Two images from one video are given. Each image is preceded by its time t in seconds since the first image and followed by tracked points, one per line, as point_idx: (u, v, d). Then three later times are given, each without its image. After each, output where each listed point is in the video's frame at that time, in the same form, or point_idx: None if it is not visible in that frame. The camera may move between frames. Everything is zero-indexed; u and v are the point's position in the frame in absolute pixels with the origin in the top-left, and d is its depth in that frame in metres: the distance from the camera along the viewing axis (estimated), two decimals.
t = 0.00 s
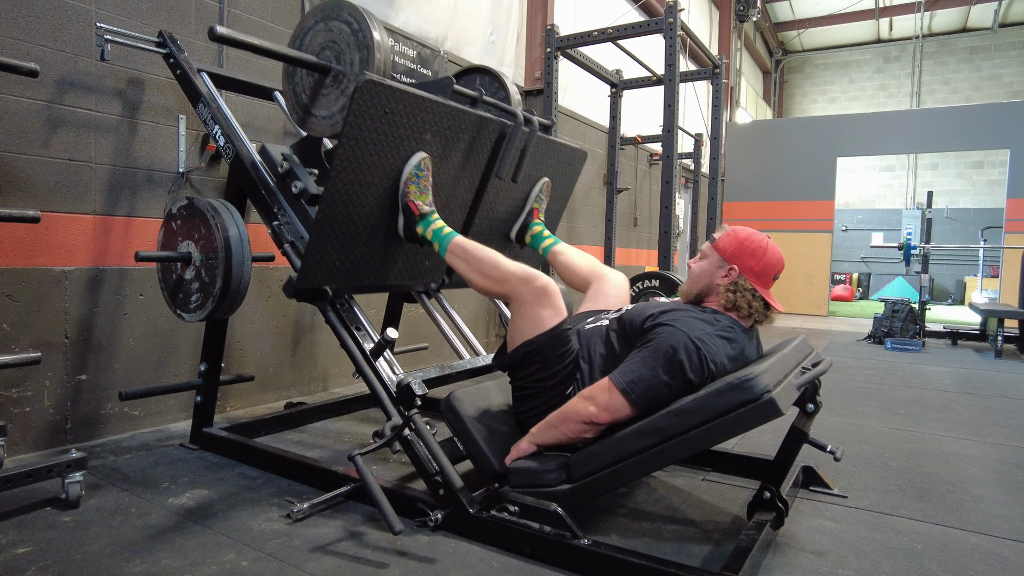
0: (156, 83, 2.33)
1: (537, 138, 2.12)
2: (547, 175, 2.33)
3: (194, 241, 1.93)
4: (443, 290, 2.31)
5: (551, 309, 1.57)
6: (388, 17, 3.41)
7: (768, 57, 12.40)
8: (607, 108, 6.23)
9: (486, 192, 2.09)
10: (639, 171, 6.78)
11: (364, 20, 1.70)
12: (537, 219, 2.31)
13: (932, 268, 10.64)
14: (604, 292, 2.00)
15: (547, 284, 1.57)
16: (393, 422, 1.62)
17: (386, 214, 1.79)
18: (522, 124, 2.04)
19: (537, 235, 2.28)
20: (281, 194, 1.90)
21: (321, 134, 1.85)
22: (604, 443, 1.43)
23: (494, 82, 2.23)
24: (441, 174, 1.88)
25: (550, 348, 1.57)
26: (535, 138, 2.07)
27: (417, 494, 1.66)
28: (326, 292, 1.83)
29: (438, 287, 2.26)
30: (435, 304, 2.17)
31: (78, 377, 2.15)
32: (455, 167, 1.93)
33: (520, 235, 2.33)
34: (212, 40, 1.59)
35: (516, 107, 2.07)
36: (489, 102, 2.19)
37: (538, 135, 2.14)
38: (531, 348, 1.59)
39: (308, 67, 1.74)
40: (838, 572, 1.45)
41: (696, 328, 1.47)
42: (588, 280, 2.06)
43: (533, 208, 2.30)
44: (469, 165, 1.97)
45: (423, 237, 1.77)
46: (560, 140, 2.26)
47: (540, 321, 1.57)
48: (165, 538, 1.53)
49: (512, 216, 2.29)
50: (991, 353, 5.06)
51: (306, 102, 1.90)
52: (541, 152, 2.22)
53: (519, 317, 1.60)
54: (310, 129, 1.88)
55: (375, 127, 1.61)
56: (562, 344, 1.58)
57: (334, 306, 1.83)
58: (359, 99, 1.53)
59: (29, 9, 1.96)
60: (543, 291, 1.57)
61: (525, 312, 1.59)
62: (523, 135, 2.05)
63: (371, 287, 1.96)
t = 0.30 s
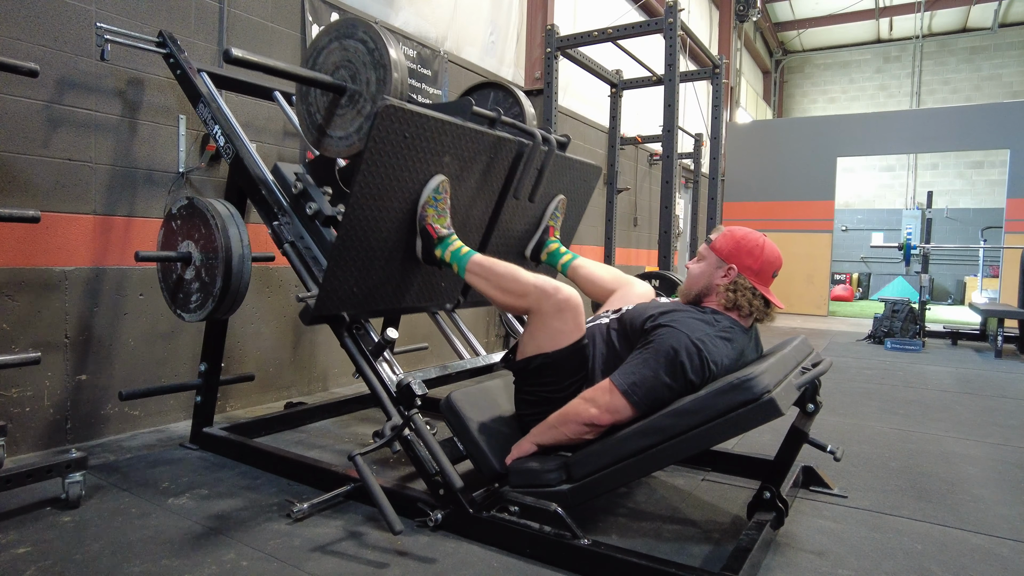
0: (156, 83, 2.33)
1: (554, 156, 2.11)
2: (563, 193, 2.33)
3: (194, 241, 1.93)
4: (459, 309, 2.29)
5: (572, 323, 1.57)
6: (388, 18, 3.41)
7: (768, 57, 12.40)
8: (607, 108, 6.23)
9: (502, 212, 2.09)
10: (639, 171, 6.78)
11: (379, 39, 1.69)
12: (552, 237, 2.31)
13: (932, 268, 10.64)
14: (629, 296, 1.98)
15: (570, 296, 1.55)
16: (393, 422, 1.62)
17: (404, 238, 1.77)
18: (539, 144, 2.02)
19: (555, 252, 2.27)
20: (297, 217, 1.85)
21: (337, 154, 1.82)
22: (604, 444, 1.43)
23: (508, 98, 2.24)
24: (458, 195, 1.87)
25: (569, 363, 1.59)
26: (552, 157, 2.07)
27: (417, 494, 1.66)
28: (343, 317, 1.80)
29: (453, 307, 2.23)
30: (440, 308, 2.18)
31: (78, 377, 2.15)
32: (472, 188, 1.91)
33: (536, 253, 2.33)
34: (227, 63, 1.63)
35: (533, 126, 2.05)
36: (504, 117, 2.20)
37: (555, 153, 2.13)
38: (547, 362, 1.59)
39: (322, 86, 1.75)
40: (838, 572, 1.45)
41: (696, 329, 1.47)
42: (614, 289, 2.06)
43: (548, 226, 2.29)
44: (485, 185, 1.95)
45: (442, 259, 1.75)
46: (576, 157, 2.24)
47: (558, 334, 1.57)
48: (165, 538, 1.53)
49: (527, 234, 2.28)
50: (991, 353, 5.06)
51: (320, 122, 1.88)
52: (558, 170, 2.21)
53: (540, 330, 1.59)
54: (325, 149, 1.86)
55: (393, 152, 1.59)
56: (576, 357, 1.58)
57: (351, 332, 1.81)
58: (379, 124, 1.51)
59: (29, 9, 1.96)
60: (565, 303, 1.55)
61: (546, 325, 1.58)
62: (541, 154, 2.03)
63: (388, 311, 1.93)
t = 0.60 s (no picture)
0: (156, 83, 2.33)
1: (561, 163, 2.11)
2: (569, 200, 2.35)
3: (194, 241, 1.93)
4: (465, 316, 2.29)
5: (583, 327, 1.57)
6: (388, 18, 3.41)
7: (768, 57, 12.40)
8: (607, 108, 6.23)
9: (508, 221, 2.09)
10: (639, 171, 6.78)
11: (387, 47, 1.69)
12: (558, 244, 2.33)
13: (932, 268, 10.64)
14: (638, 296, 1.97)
15: (581, 299, 1.54)
16: (393, 422, 1.62)
17: (411, 248, 1.77)
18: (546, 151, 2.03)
19: (561, 259, 2.29)
20: (303, 225, 1.85)
21: (343, 163, 1.81)
22: (605, 444, 1.43)
23: (513, 104, 2.25)
24: (465, 204, 1.88)
25: (576, 367, 1.59)
26: (560, 164, 2.07)
27: (417, 494, 1.66)
28: (350, 328, 1.79)
29: (459, 315, 2.24)
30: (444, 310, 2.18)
31: (78, 377, 2.15)
32: (478, 196, 1.91)
33: (542, 260, 2.34)
34: (233, 71, 1.71)
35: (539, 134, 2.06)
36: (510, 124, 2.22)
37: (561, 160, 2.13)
38: (555, 365, 1.59)
39: (328, 95, 1.76)
40: (838, 573, 1.45)
41: (697, 329, 1.47)
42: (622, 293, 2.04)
43: (554, 233, 2.31)
44: (491, 193, 1.96)
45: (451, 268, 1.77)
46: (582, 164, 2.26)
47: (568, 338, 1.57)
48: (165, 538, 1.53)
49: (533, 241, 2.29)
50: (991, 353, 5.06)
51: (327, 131, 1.87)
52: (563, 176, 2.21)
53: (552, 329, 1.58)
54: (331, 158, 1.85)
55: (402, 162, 1.59)
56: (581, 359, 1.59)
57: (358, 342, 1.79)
58: (387, 135, 1.51)
59: (30, 9, 1.96)
60: (577, 306, 1.54)
61: (558, 328, 1.57)
62: (547, 162, 2.04)
63: (394, 320, 1.93)
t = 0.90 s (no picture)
0: (156, 83, 2.33)
1: (537, 139, 2.12)
2: (547, 175, 2.31)
3: (194, 241, 1.93)
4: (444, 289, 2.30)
5: (549, 309, 1.60)
6: (388, 17, 3.41)
7: (768, 57, 12.40)
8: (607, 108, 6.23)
9: (487, 193, 2.08)
10: (639, 171, 6.78)
11: (364, 21, 1.69)
12: (537, 220, 2.30)
13: (932, 268, 10.64)
14: (604, 291, 1.99)
15: (545, 285, 1.60)
16: (393, 422, 1.62)
17: (387, 215, 1.78)
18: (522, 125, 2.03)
19: (537, 235, 2.27)
20: (282, 196, 1.89)
21: (322, 135, 1.84)
22: (605, 444, 1.43)
23: (495, 83, 2.19)
24: (442, 174, 1.89)
25: (552, 351, 1.59)
26: (535, 139, 2.08)
27: (417, 494, 1.66)
28: (326, 291, 1.84)
29: (439, 287, 2.26)
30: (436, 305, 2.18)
31: (78, 377, 2.15)
32: (455, 167, 1.92)
33: (520, 235, 2.33)
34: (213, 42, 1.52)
35: (517, 107, 2.06)
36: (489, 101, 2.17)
37: (538, 135, 2.13)
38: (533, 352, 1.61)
39: (309, 68, 1.72)
40: (838, 573, 1.45)
41: (695, 329, 1.47)
42: (588, 280, 2.05)
43: (533, 208, 2.28)
44: (469, 165, 1.96)
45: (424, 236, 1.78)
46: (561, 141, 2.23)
47: (539, 321, 1.60)
48: (165, 538, 1.53)
49: (512, 216, 2.27)
50: (991, 353, 5.06)
51: (306, 104, 1.89)
52: (541, 153, 2.20)
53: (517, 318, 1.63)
54: (311, 130, 1.88)
55: (376, 129, 1.60)
56: (561, 343, 1.59)
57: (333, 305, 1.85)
58: (360, 101, 1.51)
59: (29, 8, 1.96)
60: (541, 291, 1.60)
61: (522, 310, 1.62)
62: (523, 136, 2.05)
63: (371, 287, 1.97)
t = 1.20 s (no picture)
0: (156, 83, 2.33)
1: (520, 121, 2.12)
2: (533, 158, 2.31)
3: (194, 241, 1.93)
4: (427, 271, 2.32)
5: (521, 304, 1.62)
6: (388, 17, 3.41)
7: (768, 57, 12.39)
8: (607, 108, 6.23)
9: (470, 173, 2.08)
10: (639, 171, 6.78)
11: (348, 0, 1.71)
12: (522, 203, 2.30)
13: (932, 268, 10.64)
14: (576, 291, 2.00)
15: (515, 284, 1.63)
16: (393, 422, 1.62)
17: (369, 191, 1.81)
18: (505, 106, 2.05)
19: (521, 220, 2.28)
20: (268, 174, 1.92)
21: (307, 114, 1.85)
22: (603, 443, 1.43)
23: (481, 67, 2.18)
24: (424, 151, 1.89)
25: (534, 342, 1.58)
26: (517, 120, 2.07)
27: (417, 494, 1.65)
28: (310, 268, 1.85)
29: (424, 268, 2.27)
30: (433, 303, 2.17)
31: (78, 377, 2.15)
32: (439, 146, 1.93)
33: (506, 219, 2.34)
34: (196, 18, 1.63)
35: (500, 89, 2.08)
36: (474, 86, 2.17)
37: (522, 118, 2.14)
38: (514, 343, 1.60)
39: (291, 47, 1.77)
40: (838, 572, 1.44)
41: (691, 327, 1.47)
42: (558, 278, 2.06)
43: (518, 191, 2.28)
44: (452, 145, 1.97)
45: (405, 216, 1.80)
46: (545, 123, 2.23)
47: (510, 317, 1.62)
48: (166, 538, 1.53)
49: (497, 199, 2.28)
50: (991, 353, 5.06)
51: (291, 84, 1.90)
52: (524, 136, 2.19)
53: (492, 315, 1.67)
54: (296, 110, 1.89)
55: (357, 105, 1.63)
56: (539, 335, 1.59)
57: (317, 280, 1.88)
58: (340, 75, 1.55)
59: (29, 9, 1.96)
60: (508, 288, 1.63)
61: (494, 304, 1.65)
62: (506, 117, 2.05)
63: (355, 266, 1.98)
